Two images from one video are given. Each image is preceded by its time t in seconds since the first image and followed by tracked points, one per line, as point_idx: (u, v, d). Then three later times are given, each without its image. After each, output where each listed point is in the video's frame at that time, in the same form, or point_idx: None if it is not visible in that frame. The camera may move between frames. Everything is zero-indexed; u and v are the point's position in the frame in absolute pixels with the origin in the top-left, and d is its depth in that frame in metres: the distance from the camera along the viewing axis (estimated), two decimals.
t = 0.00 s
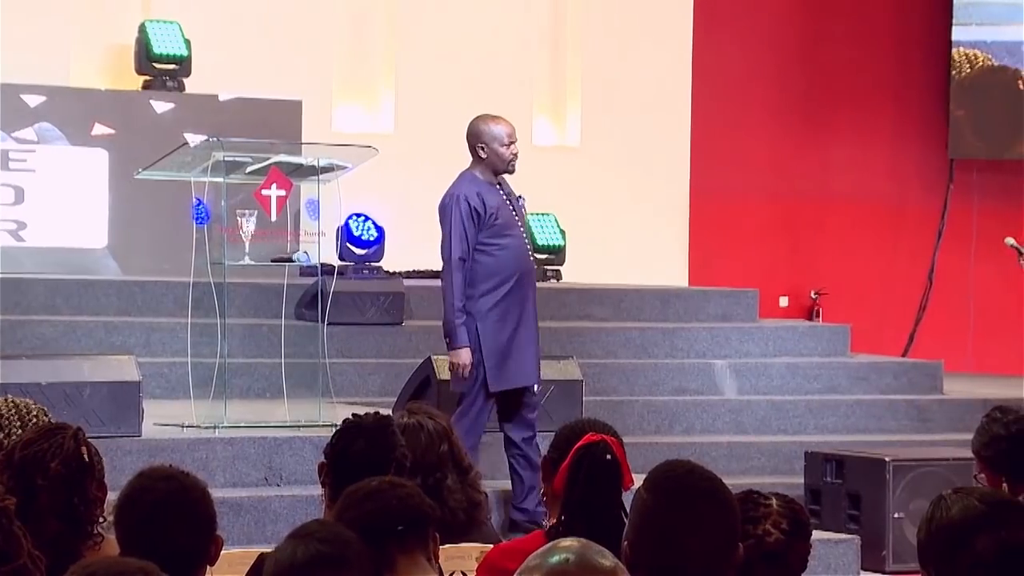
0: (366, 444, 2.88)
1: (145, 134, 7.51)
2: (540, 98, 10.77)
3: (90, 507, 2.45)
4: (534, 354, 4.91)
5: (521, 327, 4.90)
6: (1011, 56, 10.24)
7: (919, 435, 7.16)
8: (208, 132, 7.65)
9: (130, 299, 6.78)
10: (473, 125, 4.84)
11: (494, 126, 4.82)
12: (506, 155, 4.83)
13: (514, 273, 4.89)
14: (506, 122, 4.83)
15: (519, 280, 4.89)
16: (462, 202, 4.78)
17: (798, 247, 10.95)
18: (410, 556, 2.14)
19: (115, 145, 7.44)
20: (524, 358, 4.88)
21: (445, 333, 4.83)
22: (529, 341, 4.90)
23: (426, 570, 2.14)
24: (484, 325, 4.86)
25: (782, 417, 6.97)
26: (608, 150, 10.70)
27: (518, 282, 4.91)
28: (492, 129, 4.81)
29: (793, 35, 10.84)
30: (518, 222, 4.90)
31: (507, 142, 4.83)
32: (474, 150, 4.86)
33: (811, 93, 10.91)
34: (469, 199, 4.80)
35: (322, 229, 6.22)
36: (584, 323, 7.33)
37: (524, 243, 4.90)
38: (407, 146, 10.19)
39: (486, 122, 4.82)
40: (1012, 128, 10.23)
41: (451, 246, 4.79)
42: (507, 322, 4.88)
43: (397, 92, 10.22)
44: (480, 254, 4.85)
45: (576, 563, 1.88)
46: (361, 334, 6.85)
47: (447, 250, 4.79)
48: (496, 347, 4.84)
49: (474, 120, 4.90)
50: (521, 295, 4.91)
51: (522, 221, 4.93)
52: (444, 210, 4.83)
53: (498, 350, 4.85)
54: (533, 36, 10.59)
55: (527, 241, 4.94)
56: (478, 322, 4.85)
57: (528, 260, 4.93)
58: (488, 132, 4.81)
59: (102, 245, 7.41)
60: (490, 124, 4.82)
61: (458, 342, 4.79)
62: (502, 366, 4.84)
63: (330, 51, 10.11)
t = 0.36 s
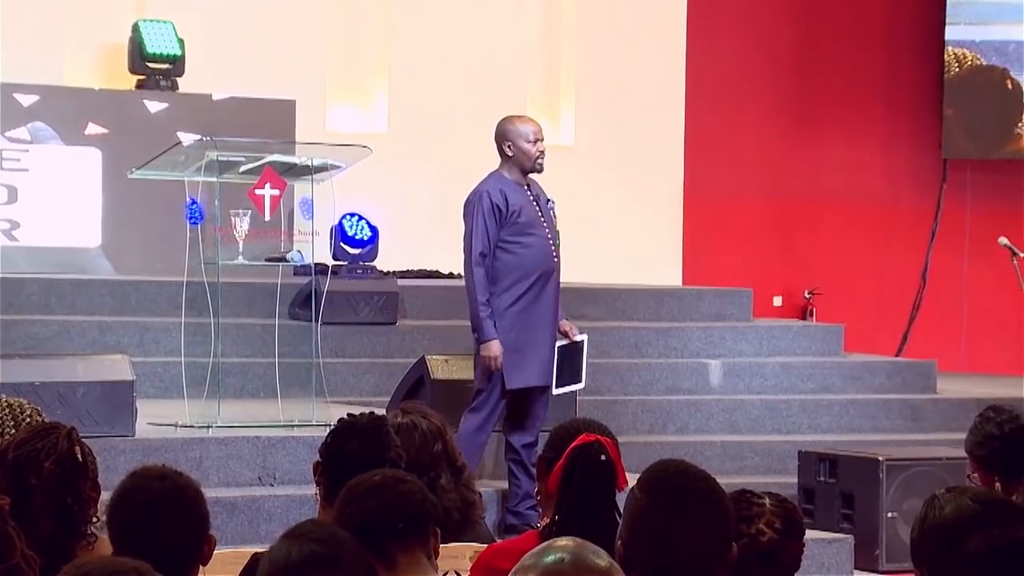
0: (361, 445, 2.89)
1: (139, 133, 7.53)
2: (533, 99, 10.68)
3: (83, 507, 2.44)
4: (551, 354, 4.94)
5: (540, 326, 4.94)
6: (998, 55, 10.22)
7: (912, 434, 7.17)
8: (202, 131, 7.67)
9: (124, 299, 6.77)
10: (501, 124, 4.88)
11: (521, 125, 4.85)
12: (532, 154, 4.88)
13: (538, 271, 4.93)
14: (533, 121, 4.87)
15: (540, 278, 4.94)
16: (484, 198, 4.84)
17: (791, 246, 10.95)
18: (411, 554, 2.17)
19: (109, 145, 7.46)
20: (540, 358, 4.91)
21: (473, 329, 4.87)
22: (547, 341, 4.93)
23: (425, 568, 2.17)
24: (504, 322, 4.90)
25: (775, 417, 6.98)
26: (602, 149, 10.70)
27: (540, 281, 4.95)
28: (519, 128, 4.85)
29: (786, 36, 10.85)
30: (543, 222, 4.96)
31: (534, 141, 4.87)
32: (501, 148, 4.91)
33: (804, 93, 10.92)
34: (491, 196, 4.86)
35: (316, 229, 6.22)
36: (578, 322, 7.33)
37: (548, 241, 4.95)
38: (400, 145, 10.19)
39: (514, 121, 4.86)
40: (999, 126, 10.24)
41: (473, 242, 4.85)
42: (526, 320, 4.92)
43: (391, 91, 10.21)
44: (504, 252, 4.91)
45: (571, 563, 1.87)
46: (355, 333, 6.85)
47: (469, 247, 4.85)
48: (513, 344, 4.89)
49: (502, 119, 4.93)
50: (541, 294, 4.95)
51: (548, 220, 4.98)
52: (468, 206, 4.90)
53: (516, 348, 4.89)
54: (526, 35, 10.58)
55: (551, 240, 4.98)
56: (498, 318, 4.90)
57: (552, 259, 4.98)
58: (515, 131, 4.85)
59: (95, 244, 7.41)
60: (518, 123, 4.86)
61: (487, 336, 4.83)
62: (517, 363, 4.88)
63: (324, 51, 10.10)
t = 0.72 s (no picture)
0: (343, 445, 2.89)
1: (121, 132, 7.52)
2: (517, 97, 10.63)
3: (65, 507, 2.44)
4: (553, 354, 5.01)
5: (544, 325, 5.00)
6: (970, 55, 10.24)
7: (895, 433, 7.19)
8: (185, 131, 7.66)
9: (106, 298, 6.75)
10: (528, 123, 4.93)
11: (548, 128, 4.91)
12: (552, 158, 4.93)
13: (543, 270, 4.99)
14: (559, 127, 4.92)
15: (546, 276, 5.00)
16: (497, 192, 4.90)
17: (775, 247, 10.96)
18: (393, 554, 2.17)
19: (92, 144, 7.45)
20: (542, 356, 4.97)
21: (493, 316, 4.89)
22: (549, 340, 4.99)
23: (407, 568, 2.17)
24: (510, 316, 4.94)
25: (759, 417, 7.00)
26: (586, 150, 10.71)
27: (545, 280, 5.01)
28: (545, 131, 4.90)
29: (769, 36, 10.84)
30: (550, 222, 5.02)
31: (556, 147, 4.92)
32: (524, 147, 4.96)
33: (788, 94, 10.93)
34: (503, 191, 4.92)
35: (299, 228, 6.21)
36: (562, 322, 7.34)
37: (554, 242, 5.01)
38: (384, 144, 10.18)
39: (542, 123, 4.91)
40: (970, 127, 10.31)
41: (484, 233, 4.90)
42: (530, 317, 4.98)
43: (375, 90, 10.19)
44: (510, 247, 4.97)
45: (556, 562, 1.88)
46: (339, 333, 6.84)
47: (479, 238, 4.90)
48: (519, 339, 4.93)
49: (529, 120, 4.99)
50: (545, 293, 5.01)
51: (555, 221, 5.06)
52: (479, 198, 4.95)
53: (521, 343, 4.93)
54: (511, 35, 10.58)
55: (557, 241, 5.05)
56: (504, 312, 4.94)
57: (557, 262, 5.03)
58: (541, 134, 4.91)
59: (79, 244, 7.38)
60: (545, 127, 4.92)
61: (509, 320, 4.85)
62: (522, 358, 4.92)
63: (308, 51, 10.08)
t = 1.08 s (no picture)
0: (323, 445, 2.89)
1: (101, 131, 7.51)
2: (499, 97, 10.60)
3: (46, 507, 2.44)
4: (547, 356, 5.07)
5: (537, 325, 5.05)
6: (934, 55, 10.29)
7: (875, 433, 7.22)
8: (165, 131, 7.65)
9: (86, 298, 6.73)
10: (525, 126, 4.97)
11: (545, 131, 4.95)
12: (549, 160, 4.98)
13: (535, 271, 5.06)
14: (555, 131, 4.97)
15: (538, 277, 5.06)
16: (489, 192, 4.97)
17: (754, 247, 10.99)
18: (370, 555, 2.18)
19: (71, 144, 7.44)
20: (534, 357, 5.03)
21: (465, 318, 4.99)
22: (542, 341, 5.05)
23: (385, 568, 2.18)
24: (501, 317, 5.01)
25: (739, 416, 7.02)
26: (567, 150, 10.72)
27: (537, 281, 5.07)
28: (541, 133, 4.95)
29: (749, 38, 10.88)
30: (543, 223, 5.08)
31: (552, 150, 4.97)
32: (520, 148, 5.00)
33: (769, 95, 10.96)
34: (495, 191, 4.99)
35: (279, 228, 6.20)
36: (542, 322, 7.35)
37: (545, 244, 5.07)
38: (365, 144, 10.18)
39: (538, 126, 4.96)
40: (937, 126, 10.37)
41: (475, 233, 4.97)
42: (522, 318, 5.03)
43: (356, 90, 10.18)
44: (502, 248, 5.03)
45: (536, 563, 1.89)
46: (319, 333, 6.84)
47: (471, 237, 4.97)
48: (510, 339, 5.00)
49: (524, 122, 5.03)
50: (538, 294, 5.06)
51: (548, 223, 5.11)
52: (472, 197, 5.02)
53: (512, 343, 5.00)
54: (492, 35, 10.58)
55: (548, 243, 5.10)
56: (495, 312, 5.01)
57: (548, 265, 5.09)
58: (538, 136, 4.95)
59: (58, 244, 7.37)
60: (541, 129, 4.96)
61: (477, 325, 4.94)
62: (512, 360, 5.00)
63: (288, 50, 10.06)
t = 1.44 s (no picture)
0: (307, 445, 2.88)
1: (86, 131, 7.51)
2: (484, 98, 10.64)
3: (29, 507, 2.43)
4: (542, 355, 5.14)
5: (531, 326, 5.11)
6: (904, 54, 10.34)
7: (860, 433, 7.24)
8: (149, 130, 7.65)
9: (70, 298, 6.72)
10: (498, 124, 5.01)
11: (518, 127, 4.99)
12: (524, 157, 5.01)
13: (525, 272, 5.10)
14: (529, 126, 5.00)
15: (529, 279, 5.11)
16: (476, 200, 4.99)
17: (740, 247, 11.01)
18: (355, 555, 2.20)
19: (56, 144, 7.44)
20: (531, 358, 5.09)
21: (471, 329, 5.01)
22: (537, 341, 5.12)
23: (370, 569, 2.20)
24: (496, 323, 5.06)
25: (724, 416, 7.03)
26: (553, 150, 10.73)
27: (528, 282, 5.12)
28: (515, 130, 4.98)
29: (734, 39, 10.89)
30: (529, 222, 5.12)
31: (527, 145, 5.01)
32: (495, 147, 5.04)
33: (757, 96, 10.98)
34: (481, 198, 5.00)
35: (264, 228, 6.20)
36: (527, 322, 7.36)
37: (533, 243, 5.11)
38: (349, 144, 10.17)
39: (511, 122, 4.99)
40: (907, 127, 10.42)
41: (465, 243, 5.00)
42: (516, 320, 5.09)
43: (341, 90, 10.17)
44: (491, 252, 5.07)
45: (521, 562, 1.89)
46: (304, 333, 6.84)
47: (462, 248, 5.00)
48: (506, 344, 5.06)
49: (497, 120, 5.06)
50: (529, 295, 5.12)
51: (534, 220, 5.15)
52: (458, 206, 5.03)
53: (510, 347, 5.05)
54: (477, 34, 10.57)
55: (536, 240, 5.14)
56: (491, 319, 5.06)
57: (539, 259, 5.15)
58: (511, 133, 4.99)
59: (43, 243, 7.35)
60: (514, 126, 5.00)
61: (488, 335, 4.97)
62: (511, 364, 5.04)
63: (272, 50, 10.04)
